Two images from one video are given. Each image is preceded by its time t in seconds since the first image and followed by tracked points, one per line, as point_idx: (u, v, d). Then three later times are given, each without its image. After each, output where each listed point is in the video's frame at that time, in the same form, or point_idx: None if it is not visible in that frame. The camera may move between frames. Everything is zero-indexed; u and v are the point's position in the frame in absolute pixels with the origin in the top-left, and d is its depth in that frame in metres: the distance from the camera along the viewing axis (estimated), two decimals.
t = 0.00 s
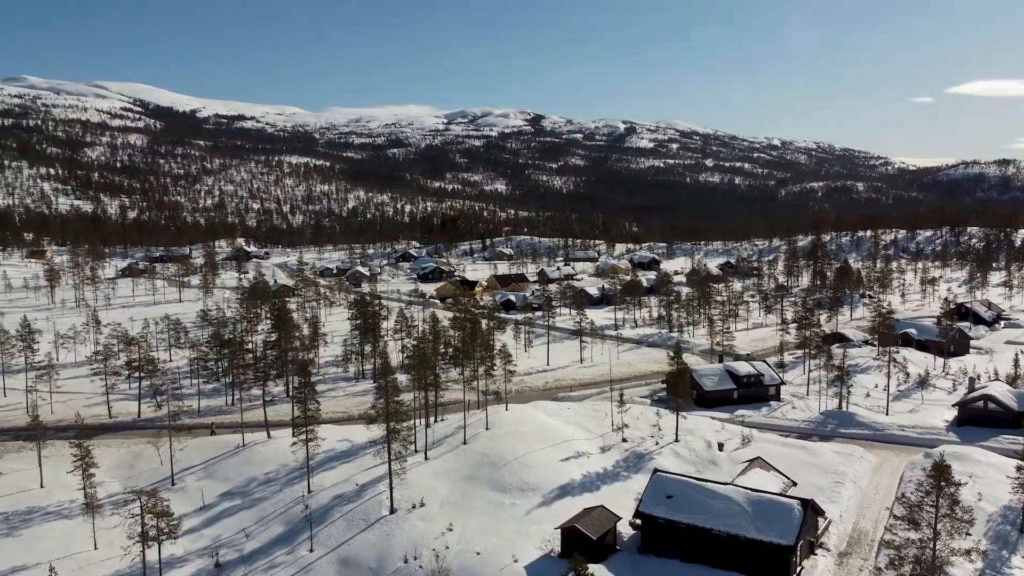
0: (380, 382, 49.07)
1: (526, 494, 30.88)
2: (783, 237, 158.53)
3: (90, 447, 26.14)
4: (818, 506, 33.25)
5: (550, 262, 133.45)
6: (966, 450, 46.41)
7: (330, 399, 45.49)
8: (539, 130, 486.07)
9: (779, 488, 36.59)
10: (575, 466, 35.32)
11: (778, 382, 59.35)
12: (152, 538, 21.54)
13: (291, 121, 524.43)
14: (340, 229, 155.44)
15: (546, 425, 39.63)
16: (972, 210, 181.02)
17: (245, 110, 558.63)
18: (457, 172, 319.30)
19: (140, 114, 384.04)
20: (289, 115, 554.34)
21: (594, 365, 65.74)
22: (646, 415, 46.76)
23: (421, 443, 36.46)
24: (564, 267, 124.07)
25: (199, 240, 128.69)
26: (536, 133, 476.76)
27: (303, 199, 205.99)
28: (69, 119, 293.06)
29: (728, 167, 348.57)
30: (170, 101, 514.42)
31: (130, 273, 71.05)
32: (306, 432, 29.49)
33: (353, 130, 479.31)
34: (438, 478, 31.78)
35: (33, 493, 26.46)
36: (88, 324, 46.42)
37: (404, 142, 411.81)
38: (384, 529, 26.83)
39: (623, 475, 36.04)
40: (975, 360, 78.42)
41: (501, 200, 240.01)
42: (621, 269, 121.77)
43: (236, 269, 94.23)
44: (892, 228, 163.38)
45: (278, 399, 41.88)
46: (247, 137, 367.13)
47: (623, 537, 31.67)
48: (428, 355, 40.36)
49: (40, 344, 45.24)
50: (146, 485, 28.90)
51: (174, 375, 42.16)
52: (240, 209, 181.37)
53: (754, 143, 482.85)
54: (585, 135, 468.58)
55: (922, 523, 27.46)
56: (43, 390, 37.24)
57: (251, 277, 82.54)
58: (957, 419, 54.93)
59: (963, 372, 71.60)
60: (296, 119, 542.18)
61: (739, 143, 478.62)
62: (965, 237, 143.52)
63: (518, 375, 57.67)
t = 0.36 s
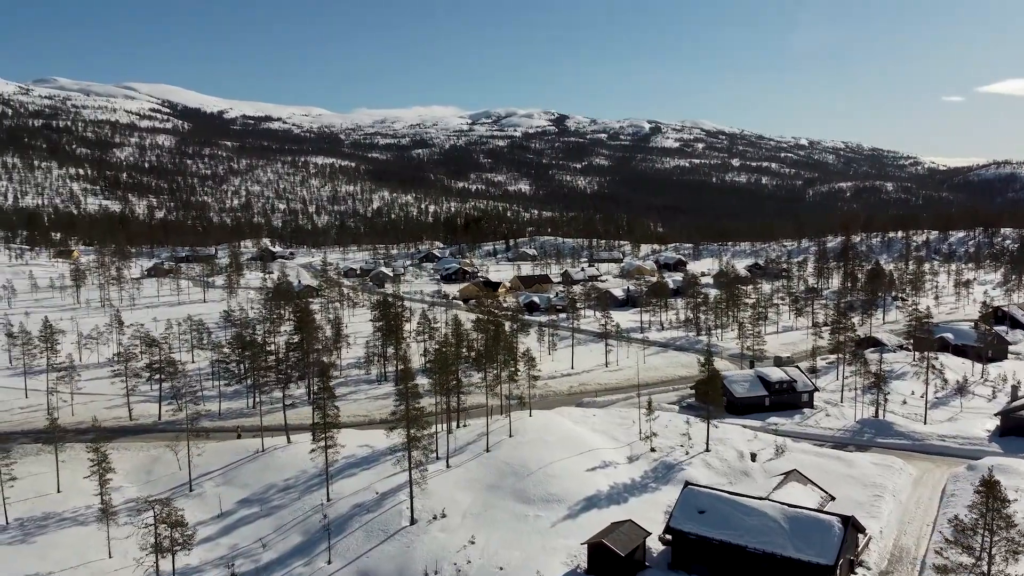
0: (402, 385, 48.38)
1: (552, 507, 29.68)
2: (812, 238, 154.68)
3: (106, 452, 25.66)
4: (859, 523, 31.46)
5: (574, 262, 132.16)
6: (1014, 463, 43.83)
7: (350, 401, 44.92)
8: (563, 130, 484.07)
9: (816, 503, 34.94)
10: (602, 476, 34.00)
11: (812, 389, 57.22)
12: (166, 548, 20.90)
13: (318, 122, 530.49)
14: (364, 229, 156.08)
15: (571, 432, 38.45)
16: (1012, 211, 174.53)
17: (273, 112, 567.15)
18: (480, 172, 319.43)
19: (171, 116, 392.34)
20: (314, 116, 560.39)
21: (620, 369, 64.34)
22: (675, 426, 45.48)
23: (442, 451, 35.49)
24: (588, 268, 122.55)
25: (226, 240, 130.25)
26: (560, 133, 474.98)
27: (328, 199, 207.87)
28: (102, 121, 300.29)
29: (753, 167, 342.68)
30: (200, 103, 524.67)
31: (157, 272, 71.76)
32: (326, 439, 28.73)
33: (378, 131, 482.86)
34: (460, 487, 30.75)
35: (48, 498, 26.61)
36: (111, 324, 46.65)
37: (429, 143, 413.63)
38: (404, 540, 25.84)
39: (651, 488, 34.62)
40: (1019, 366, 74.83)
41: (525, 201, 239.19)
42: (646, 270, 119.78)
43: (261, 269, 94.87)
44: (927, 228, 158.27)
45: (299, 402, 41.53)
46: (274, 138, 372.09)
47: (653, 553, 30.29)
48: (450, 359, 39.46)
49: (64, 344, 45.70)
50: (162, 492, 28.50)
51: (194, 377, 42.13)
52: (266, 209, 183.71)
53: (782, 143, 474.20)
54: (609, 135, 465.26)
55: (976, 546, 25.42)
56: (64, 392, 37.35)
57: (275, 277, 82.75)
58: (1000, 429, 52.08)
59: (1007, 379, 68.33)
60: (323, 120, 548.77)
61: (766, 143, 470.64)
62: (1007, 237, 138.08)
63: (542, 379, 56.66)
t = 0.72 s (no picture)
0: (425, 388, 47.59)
1: (579, 520, 28.40)
2: (844, 239, 150.27)
3: (124, 457, 25.21)
4: (906, 542, 29.51)
5: (600, 263, 130.39)
6: None
7: (372, 404, 44.26)
8: (589, 130, 480.95)
9: (857, 521, 33.05)
10: (631, 488, 32.59)
11: (849, 397, 54.91)
12: (180, 561, 20.15)
13: (345, 122, 535.77)
14: (389, 229, 156.37)
15: (599, 440, 37.14)
16: None
17: (301, 112, 574.34)
18: (505, 172, 318.84)
19: (201, 117, 399.83)
20: (341, 117, 566.16)
21: (647, 373, 62.75)
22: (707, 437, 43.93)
23: (466, 459, 34.44)
24: (614, 269, 120.75)
25: (253, 240, 131.53)
26: (585, 133, 471.96)
27: (354, 199, 209.29)
28: (135, 122, 307.01)
29: (782, 167, 335.82)
30: (229, 104, 533.58)
31: (183, 273, 72.35)
32: (346, 446, 27.92)
33: (403, 132, 485.63)
34: (483, 498, 29.69)
35: (66, 503, 26.65)
36: (135, 325, 46.84)
37: (454, 143, 414.38)
38: (426, 554, 24.82)
39: (684, 501, 33.10)
40: None
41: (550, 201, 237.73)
42: (673, 271, 117.51)
43: (287, 269, 95.32)
44: (967, 229, 152.59)
45: (321, 406, 41.06)
46: (302, 138, 376.40)
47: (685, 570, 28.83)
48: (474, 363, 38.48)
49: (88, 346, 46.07)
50: (180, 498, 28.06)
51: (216, 380, 42.00)
52: (293, 209, 185.58)
53: (812, 143, 464.04)
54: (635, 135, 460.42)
55: None
56: (87, 395, 37.48)
57: (300, 278, 82.88)
58: None
59: None
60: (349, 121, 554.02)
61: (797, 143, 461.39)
62: None
63: (568, 384, 55.44)
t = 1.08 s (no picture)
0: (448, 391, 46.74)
1: (607, 535, 27.11)
2: (880, 239, 145.39)
3: (143, 462, 24.67)
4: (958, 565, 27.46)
5: (626, 263, 128.45)
6: None
7: (395, 407, 43.56)
8: (614, 130, 477.03)
9: (902, 540, 31.07)
10: (661, 501, 31.12)
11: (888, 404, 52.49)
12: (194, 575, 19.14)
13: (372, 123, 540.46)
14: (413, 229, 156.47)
15: (628, 449, 35.79)
16: None
17: (328, 113, 580.40)
18: (530, 172, 317.62)
19: (231, 118, 406.37)
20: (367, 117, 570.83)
21: (676, 378, 61.08)
22: (740, 448, 42.24)
23: (489, 467, 33.36)
24: (641, 269, 118.78)
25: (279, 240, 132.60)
26: (611, 132, 467.72)
27: (380, 199, 210.42)
28: (166, 123, 313.06)
29: (814, 166, 328.09)
30: (258, 104, 541.72)
31: (210, 273, 72.85)
32: (367, 453, 27.00)
33: (429, 132, 487.64)
34: (508, 509, 28.59)
35: (85, 508, 26.65)
36: (160, 326, 47.01)
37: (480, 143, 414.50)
38: (448, 568, 23.73)
39: (717, 515, 31.50)
40: None
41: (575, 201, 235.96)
42: (702, 272, 115.00)
43: (313, 269, 95.68)
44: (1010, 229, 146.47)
45: (343, 409, 40.48)
46: (329, 138, 380.16)
47: None
48: (498, 367, 37.41)
49: (112, 347, 46.48)
50: (200, 504, 27.58)
51: (239, 381, 41.83)
52: (320, 209, 187.25)
53: (845, 142, 452.85)
54: (661, 134, 454.93)
55: None
56: (110, 397, 37.62)
57: (325, 278, 82.96)
58: None
59: None
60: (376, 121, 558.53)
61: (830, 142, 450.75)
62: None
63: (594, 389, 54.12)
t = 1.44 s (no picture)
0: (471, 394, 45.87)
1: (636, 551, 25.86)
2: (916, 240, 140.56)
3: (161, 467, 24.21)
4: None
5: (652, 264, 126.51)
6: None
7: (417, 410, 42.84)
8: (640, 129, 472.61)
9: (951, 561, 28.84)
10: (693, 515, 29.61)
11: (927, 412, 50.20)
12: None
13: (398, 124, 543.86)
14: (438, 229, 156.27)
15: (656, 459, 34.42)
16: None
17: (354, 113, 585.50)
18: (555, 172, 316.17)
19: (259, 119, 412.00)
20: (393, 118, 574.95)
21: (705, 383, 59.39)
22: (774, 459, 40.52)
23: (513, 477, 32.26)
24: (668, 270, 116.71)
25: (305, 240, 133.65)
26: (636, 131, 463.15)
27: (405, 199, 211.14)
28: (196, 124, 318.54)
29: (845, 166, 320.65)
30: (286, 105, 548.91)
31: (235, 272, 73.30)
32: (387, 461, 26.10)
33: (453, 132, 488.90)
34: (532, 522, 27.52)
35: (102, 514, 26.54)
36: (183, 327, 47.19)
37: (505, 143, 414.30)
38: None
39: (752, 530, 29.81)
40: None
41: (601, 201, 233.81)
42: (730, 274, 112.48)
43: (338, 269, 95.96)
44: None
45: (365, 413, 39.86)
46: (355, 139, 383.24)
47: None
48: (523, 371, 36.33)
49: (135, 348, 46.85)
50: (219, 510, 27.07)
51: (260, 383, 41.62)
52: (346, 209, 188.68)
53: (878, 142, 442.02)
54: (688, 133, 449.32)
55: None
56: (132, 400, 37.97)
57: (349, 279, 82.94)
58: None
59: None
60: (402, 121, 561.84)
61: (861, 142, 440.70)
62: None
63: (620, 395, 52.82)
